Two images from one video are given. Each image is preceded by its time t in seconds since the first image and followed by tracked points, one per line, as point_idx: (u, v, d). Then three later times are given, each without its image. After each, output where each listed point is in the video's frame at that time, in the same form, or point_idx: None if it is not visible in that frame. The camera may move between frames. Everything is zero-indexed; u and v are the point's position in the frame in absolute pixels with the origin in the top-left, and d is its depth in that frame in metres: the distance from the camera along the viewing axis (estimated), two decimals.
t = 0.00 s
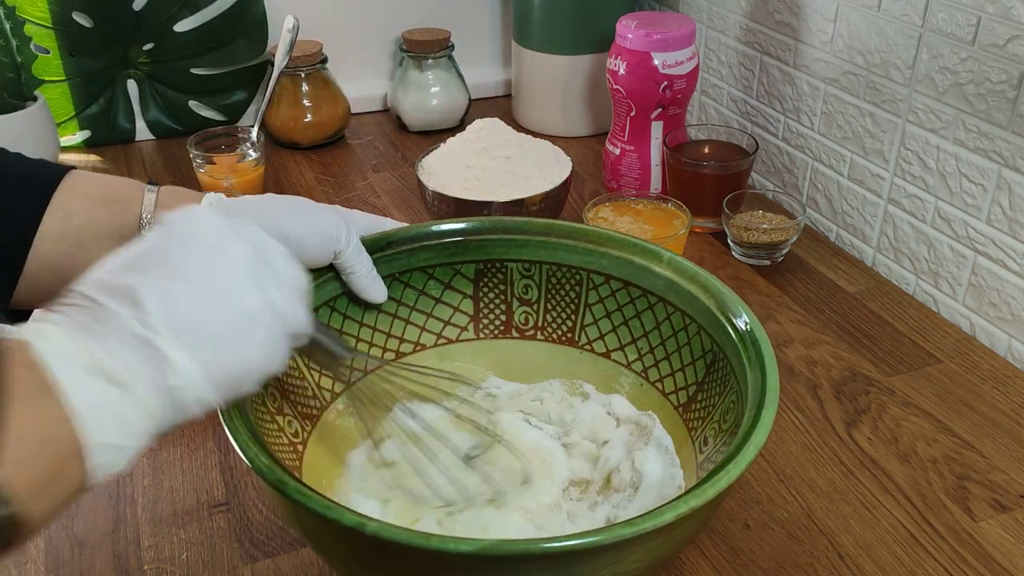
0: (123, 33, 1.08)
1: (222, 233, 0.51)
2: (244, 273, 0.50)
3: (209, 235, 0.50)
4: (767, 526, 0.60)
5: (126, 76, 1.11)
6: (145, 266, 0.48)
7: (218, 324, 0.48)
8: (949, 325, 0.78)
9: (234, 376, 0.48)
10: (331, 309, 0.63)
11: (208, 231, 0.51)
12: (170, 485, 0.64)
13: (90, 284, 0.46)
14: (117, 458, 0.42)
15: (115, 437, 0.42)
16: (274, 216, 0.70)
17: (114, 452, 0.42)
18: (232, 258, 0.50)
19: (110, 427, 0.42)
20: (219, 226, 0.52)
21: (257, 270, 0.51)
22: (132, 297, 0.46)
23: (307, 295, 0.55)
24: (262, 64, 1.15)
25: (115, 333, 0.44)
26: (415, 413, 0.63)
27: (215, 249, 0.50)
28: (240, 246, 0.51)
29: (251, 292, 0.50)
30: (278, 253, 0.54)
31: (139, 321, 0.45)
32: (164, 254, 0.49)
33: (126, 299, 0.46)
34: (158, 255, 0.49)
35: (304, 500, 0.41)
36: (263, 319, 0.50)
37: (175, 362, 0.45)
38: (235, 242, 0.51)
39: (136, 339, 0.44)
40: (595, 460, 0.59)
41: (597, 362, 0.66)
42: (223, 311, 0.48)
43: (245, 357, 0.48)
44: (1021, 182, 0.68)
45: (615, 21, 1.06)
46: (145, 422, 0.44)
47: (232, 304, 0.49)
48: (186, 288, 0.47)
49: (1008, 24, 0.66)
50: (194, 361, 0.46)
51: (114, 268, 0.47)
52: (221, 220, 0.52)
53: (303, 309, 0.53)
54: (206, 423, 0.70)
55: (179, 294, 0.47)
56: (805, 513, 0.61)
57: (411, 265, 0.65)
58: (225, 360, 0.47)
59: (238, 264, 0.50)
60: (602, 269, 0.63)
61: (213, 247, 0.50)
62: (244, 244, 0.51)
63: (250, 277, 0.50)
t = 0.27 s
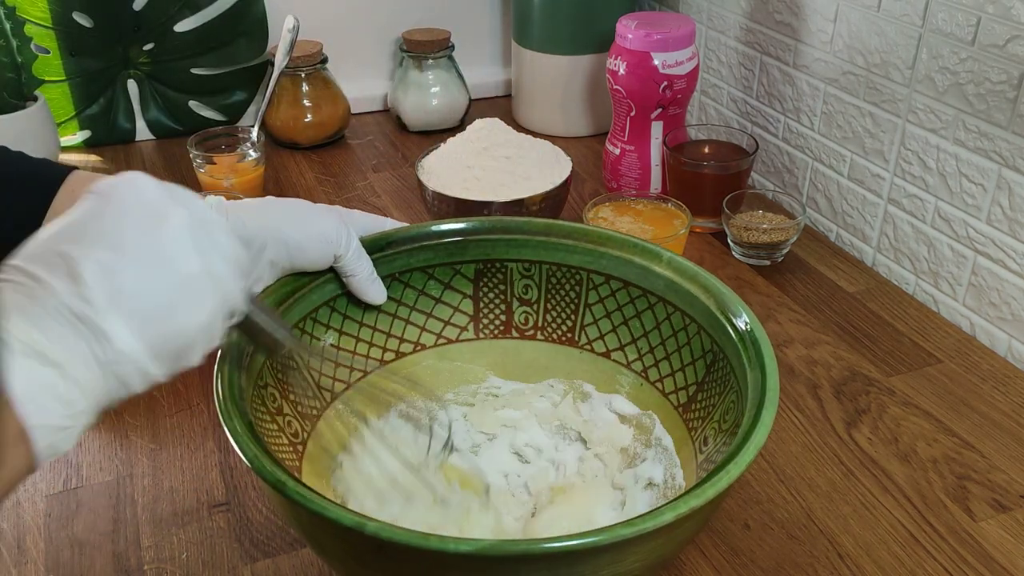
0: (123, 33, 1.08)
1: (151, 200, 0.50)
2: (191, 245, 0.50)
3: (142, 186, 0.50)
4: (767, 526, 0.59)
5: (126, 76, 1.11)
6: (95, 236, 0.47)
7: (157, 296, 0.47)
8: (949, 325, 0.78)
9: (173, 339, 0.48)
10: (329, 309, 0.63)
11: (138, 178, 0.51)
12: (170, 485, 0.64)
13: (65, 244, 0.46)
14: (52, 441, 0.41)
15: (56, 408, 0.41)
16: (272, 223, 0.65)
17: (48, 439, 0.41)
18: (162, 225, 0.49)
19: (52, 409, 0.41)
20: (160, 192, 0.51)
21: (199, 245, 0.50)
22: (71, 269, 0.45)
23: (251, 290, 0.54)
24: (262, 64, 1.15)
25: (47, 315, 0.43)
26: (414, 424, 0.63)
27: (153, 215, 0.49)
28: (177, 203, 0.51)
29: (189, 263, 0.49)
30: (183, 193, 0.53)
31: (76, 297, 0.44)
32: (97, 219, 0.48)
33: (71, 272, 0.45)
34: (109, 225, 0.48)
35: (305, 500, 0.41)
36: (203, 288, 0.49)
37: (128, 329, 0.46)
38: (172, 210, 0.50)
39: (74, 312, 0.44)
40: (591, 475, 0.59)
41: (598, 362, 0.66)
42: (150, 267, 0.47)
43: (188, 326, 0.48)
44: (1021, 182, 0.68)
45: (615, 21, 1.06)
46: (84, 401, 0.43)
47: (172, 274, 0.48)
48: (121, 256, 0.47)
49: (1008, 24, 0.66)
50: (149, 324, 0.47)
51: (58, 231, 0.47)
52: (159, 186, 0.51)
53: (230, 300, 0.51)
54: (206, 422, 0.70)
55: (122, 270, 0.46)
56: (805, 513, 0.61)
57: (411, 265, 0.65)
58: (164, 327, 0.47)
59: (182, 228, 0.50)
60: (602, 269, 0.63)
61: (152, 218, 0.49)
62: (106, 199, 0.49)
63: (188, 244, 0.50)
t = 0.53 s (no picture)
0: (123, 33, 1.08)
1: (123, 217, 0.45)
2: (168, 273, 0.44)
3: (116, 215, 0.45)
4: (767, 526, 0.60)
5: (126, 76, 1.11)
6: (75, 258, 0.43)
7: (137, 320, 0.43)
8: (949, 325, 0.78)
9: (150, 381, 0.44)
10: (328, 310, 0.63)
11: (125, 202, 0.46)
12: (170, 485, 0.64)
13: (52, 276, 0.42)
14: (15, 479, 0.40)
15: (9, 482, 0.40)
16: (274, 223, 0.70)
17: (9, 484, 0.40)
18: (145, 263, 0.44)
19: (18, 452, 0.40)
20: (134, 217, 0.45)
21: (183, 271, 0.45)
22: (46, 304, 0.41)
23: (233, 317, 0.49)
24: (263, 64, 1.15)
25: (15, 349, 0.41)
26: (417, 436, 0.64)
27: (138, 235, 0.44)
28: (163, 224, 0.46)
29: (169, 290, 0.44)
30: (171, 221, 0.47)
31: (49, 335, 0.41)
32: (82, 247, 0.43)
33: (43, 318, 0.41)
34: (78, 248, 0.43)
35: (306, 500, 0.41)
36: (177, 321, 0.44)
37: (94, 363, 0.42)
38: (152, 234, 0.45)
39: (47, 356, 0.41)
40: (602, 475, 0.61)
41: (597, 361, 0.66)
42: (144, 318, 0.43)
43: (162, 364, 0.44)
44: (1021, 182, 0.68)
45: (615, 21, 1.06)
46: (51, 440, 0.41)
47: (146, 305, 0.43)
48: (94, 288, 0.42)
49: (1008, 24, 0.66)
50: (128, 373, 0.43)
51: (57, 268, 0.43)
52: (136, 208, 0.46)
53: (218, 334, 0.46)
54: (206, 422, 0.70)
55: (99, 291, 0.42)
56: (805, 513, 0.61)
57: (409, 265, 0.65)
58: (136, 371, 0.43)
59: (156, 254, 0.44)
60: (600, 268, 0.63)
61: (135, 239, 0.44)
62: (170, 238, 0.45)
63: (163, 272, 0.44)
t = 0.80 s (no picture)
0: (123, 33, 1.08)
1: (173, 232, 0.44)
2: (201, 281, 0.44)
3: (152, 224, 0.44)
4: (767, 526, 0.59)
5: (126, 76, 1.11)
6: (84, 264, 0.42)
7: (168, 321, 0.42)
8: (949, 325, 0.78)
9: (177, 392, 0.43)
10: (328, 310, 0.63)
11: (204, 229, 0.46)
12: (170, 485, 0.64)
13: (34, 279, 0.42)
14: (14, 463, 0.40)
15: (39, 452, 0.41)
16: (274, 223, 0.70)
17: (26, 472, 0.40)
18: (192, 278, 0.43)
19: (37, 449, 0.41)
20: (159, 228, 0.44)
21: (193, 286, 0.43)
22: (69, 306, 0.41)
23: (271, 327, 0.48)
24: (262, 64, 1.15)
25: (32, 349, 0.41)
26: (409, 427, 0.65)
27: (161, 242, 0.44)
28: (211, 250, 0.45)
29: (197, 301, 0.43)
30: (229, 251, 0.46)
31: (75, 335, 0.41)
32: (117, 250, 0.43)
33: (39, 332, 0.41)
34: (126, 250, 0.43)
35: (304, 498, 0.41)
36: (207, 329, 0.43)
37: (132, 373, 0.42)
38: (179, 238, 0.44)
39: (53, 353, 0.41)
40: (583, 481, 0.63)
41: (597, 361, 0.66)
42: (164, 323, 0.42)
43: (189, 373, 0.42)
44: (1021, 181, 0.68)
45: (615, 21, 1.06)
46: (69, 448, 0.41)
47: (173, 313, 0.42)
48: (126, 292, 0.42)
49: (1008, 24, 0.66)
50: (164, 402, 0.43)
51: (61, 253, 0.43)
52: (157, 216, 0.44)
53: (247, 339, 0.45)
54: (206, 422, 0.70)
55: (115, 295, 0.42)
56: (805, 513, 0.61)
57: (408, 265, 0.65)
58: (167, 387, 0.42)
59: (192, 259, 0.43)
60: (600, 267, 0.63)
61: (157, 245, 0.43)
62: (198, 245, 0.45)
63: (197, 286, 0.43)
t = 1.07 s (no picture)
0: (123, 33, 1.08)
1: (268, 274, 0.44)
2: (272, 324, 0.42)
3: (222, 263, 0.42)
4: (767, 526, 0.60)
5: (126, 77, 1.11)
6: (169, 300, 0.41)
7: (237, 367, 0.41)
8: (949, 325, 0.78)
9: (245, 436, 0.41)
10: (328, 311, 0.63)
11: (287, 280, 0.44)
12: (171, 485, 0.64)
13: (108, 318, 0.40)
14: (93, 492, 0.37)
15: (112, 494, 0.38)
16: (273, 225, 0.72)
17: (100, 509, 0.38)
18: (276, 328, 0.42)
19: (104, 485, 0.38)
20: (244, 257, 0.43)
21: (280, 325, 0.42)
22: (138, 346, 0.39)
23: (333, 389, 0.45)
24: (263, 64, 1.15)
25: (104, 393, 0.39)
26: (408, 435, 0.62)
27: (229, 285, 0.42)
28: (302, 288, 0.45)
29: (265, 342, 0.41)
30: (299, 286, 0.45)
31: (147, 375, 0.39)
32: (180, 286, 0.41)
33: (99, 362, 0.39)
34: (197, 293, 0.41)
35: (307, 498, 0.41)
36: (277, 376, 0.42)
37: (202, 416, 0.40)
38: (248, 279, 0.42)
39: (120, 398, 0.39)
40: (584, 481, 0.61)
41: (597, 360, 0.66)
42: (241, 386, 0.41)
43: (258, 415, 0.41)
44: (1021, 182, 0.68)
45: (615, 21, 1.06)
46: (138, 490, 0.39)
47: (244, 358, 0.41)
48: (190, 324, 0.40)
49: (1008, 24, 0.66)
50: (232, 445, 0.41)
51: (133, 295, 0.41)
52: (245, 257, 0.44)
53: (334, 367, 0.45)
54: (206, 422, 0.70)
55: (191, 338, 0.40)
56: (805, 513, 0.61)
57: (407, 265, 0.65)
58: (232, 425, 0.41)
59: (259, 304, 0.42)
60: (599, 267, 0.63)
61: (225, 283, 0.42)
62: (267, 287, 0.43)
63: (286, 328, 0.43)
